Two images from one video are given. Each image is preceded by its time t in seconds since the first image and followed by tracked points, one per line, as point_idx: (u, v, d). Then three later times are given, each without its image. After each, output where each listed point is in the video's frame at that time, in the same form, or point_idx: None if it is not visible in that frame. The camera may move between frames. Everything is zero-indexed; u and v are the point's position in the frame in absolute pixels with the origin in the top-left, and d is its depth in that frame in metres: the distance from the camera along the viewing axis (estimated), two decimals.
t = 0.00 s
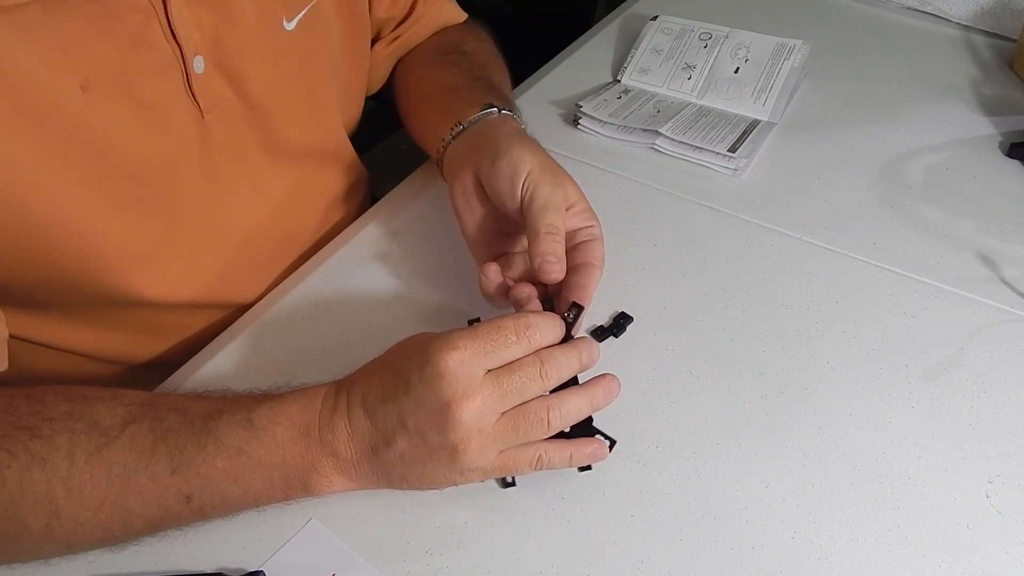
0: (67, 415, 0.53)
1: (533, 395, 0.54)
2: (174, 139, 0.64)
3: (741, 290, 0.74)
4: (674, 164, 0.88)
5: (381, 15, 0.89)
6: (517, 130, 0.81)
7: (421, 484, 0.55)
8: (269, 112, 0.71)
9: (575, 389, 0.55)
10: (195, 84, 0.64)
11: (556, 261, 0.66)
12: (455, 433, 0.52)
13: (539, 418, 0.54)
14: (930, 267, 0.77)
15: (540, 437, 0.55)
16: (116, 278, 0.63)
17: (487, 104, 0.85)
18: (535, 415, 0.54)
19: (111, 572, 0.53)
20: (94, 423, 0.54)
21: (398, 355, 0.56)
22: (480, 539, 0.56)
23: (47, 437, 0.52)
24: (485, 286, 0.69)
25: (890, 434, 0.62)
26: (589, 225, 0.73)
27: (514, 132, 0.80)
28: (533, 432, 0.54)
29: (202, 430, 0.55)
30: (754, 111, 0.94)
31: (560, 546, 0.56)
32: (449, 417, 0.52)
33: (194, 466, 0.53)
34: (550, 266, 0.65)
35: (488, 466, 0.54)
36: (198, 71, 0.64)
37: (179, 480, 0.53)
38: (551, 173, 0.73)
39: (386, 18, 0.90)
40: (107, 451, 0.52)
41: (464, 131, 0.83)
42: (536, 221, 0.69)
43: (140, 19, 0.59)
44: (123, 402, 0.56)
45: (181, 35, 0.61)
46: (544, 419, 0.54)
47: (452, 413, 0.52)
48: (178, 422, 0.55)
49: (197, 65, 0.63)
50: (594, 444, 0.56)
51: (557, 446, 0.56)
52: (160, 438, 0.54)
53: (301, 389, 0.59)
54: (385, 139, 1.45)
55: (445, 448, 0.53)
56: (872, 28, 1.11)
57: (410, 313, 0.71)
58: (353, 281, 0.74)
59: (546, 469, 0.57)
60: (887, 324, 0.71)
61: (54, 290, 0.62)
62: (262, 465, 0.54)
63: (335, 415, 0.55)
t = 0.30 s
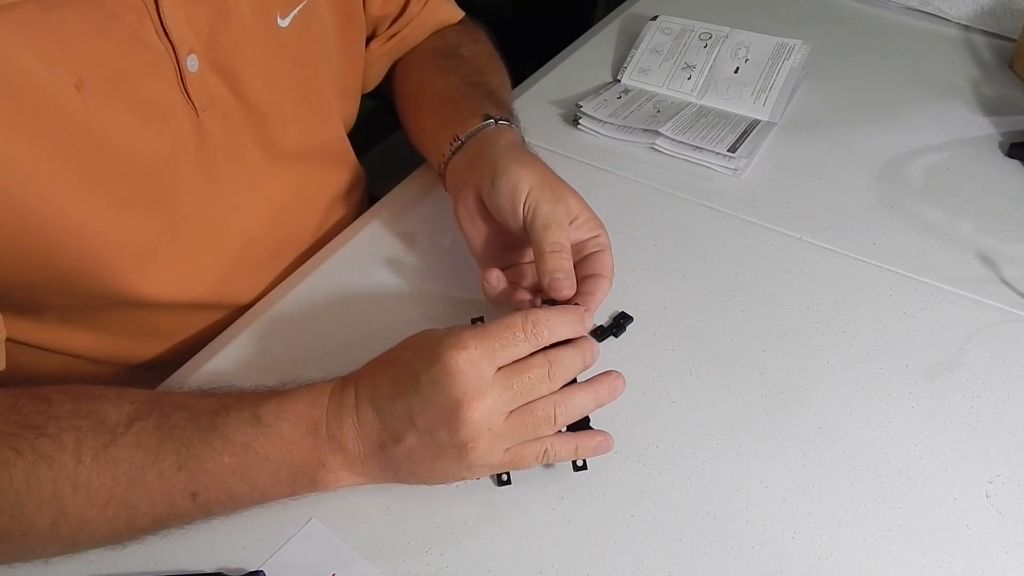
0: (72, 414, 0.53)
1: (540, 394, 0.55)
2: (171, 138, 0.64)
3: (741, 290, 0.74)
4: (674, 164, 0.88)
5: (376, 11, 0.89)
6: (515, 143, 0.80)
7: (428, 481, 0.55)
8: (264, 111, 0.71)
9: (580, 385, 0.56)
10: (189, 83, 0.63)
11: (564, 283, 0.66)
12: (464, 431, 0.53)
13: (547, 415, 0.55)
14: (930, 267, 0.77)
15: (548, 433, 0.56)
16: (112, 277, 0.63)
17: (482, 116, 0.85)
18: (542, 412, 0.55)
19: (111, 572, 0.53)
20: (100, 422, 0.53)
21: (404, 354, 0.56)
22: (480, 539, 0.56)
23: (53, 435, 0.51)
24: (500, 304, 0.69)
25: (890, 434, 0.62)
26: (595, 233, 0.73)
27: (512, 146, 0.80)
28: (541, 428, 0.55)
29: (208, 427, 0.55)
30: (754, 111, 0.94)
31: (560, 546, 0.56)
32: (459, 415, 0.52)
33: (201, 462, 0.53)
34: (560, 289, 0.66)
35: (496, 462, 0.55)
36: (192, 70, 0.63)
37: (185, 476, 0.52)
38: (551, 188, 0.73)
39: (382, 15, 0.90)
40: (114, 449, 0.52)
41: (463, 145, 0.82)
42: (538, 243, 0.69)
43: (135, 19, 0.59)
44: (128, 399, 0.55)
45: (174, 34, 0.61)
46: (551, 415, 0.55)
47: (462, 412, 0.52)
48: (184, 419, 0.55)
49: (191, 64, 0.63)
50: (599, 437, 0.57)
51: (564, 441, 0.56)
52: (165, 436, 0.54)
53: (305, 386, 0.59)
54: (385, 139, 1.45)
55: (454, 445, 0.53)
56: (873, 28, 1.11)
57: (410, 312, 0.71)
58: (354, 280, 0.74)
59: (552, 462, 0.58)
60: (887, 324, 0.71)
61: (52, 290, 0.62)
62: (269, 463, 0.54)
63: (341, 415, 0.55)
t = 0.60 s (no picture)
0: (77, 416, 0.52)
1: (546, 395, 0.55)
2: (172, 137, 0.63)
3: (741, 290, 0.74)
4: (674, 164, 0.88)
5: (374, 10, 0.89)
6: (512, 147, 0.80)
7: (435, 480, 0.55)
8: (264, 108, 0.71)
9: (585, 383, 0.56)
10: (190, 81, 0.63)
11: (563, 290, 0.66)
12: (471, 431, 0.53)
13: (552, 415, 0.55)
14: (930, 267, 0.77)
15: (554, 432, 0.56)
16: (112, 275, 0.63)
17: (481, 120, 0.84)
18: (548, 412, 0.55)
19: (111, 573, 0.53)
20: (105, 423, 0.53)
21: (407, 354, 0.56)
22: (480, 539, 0.56)
23: (58, 437, 0.51)
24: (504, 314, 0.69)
25: (891, 434, 0.62)
26: (592, 235, 0.73)
27: (509, 151, 0.79)
28: (548, 428, 0.55)
29: (213, 429, 0.54)
30: (754, 111, 0.94)
31: (561, 546, 0.56)
32: (466, 416, 0.53)
33: (205, 465, 0.53)
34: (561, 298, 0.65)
35: (502, 461, 0.55)
36: (193, 67, 0.63)
37: (190, 479, 0.52)
38: (547, 193, 0.73)
39: (380, 14, 0.90)
40: (119, 452, 0.52)
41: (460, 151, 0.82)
42: (536, 250, 0.69)
43: (133, 16, 0.59)
44: (133, 401, 0.55)
45: (174, 32, 0.61)
46: (557, 415, 0.55)
47: (468, 413, 0.53)
48: (190, 421, 0.55)
49: (191, 62, 0.63)
50: (606, 436, 0.57)
51: (570, 440, 0.56)
52: (170, 439, 0.53)
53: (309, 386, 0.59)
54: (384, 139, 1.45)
55: (460, 445, 0.53)
56: (872, 28, 1.11)
57: (411, 313, 0.71)
58: (355, 280, 0.74)
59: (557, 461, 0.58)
60: (887, 324, 0.71)
61: (52, 290, 0.62)
62: (274, 464, 0.54)
63: (347, 418, 0.55)
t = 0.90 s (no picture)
0: (80, 421, 0.52)
1: (551, 400, 0.55)
2: (175, 136, 0.64)
3: (742, 290, 0.74)
4: (674, 164, 0.88)
5: (375, 11, 0.88)
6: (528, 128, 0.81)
7: (438, 485, 0.55)
8: (267, 108, 0.71)
9: (586, 384, 0.57)
10: (193, 80, 0.63)
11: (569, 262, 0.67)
12: (472, 436, 0.53)
13: (556, 419, 0.55)
14: (930, 266, 0.77)
15: (558, 436, 0.56)
16: (115, 274, 0.63)
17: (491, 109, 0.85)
18: (551, 416, 0.55)
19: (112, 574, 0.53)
20: (107, 429, 0.53)
21: (409, 358, 0.56)
22: (480, 539, 0.56)
23: (59, 443, 0.51)
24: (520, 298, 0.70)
25: (890, 434, 0.62)
26: (604, 207, 0.73)
27: (524, 130, 0.81)
28: (551, 431, 0.55)
29: (217, 435, 0.54)
30: (754, 111, 0.94)
31: (561, 546, 0.56)
32: (467, 421, 0.53)
33: (208, 473, 0.53)
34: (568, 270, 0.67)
35: (506, 465, 0.55)
36: (197, 67, 0.63)
37: (193, 486, 0.52)
38: (552, 170, 0.74)
39: (382, 15, 0.89)
40: (121, 459, 0.52)
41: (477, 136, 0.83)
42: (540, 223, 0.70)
43: (136, 15, 0.59)
44: (135, 405, 0.55)
45: (178, 31, 0.61)
46: (561, 419, 0.55)
47: (469, 418, 0.53)
48: (192, 427, 0.54)
49: (195, 61, 0.63)
50: (611, 440, 0.57)
51: (573, 443, 0.57)
52: (173, 445, 0.53)
53: (311, 391, 0.59)
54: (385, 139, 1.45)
55: (462, 450, 0.54)
56: (873, 28, 1.11)
57: (411, 315, 0.71)
58: (357, 282, 0.74)
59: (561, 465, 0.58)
60: (888, 324, 0.71)
61: (54, 291, 0.62)
62: (276, 472, 0.54)
63: (351, 419, 0.55)
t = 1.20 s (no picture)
0: (77, 427, 0.52)
1: (551, 405, 0.55)
2: (169, 135, 0.63)
3: (742, 290, 0.74)
4: (674, 164, 0.88)
5: None
6: (533, 118, 0.83)
7: (439, 489, 0.56)
8: (261, 105, 0.71)
9: (585, 387, 0.57)
10: (186, 78, 0.63)
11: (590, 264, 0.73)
12: (472, 441, 0.53)
13: (556, 423, 0.55)
14: (930, 266, 0.77)
15: (558, 439, 0.56)
16: (110, 274, 0.63)
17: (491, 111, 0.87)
18: (551, 420, 0.55)
19: None
20: (105, 436, 0.52)
21: (408, 364, 0.56)
22: (480, 538, 0.56)
23: (57, 450, 0.51)
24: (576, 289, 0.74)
25: (891, 434, 0.62)
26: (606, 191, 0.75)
27: (528, 125, 0.82)
28: (550, 435, 0.56)
29: (215, 442, 0.54)
30: (754, 111, 0.94)
31: (561, 545, 0.56)
32: (466, 426, 0.53)
33: (207, 480, 0.53)
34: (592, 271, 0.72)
35: (507, 468, 0.55)
36: (189, 64, 0.63)
37: (193, 493, 0.52)
38: (552, 171, 0.78)
39: None
40: (120, 465, 0.51)
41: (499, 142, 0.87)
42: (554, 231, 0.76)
43: (128, 13, 0.58)
44: (134, 410, 0.55)
45: (170, 28, 0.61)
46: (561, 422, 0.55)
47: (468, 423, 0.53)
48: (191, 435, 0.54)
49: (188, 58, 0.63)
50: (611, 444, 0.57)
51: (573, 447, 0.57)
52: (172, 453, 0.53)
53: (312, 396, 0.59)
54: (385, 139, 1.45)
55: (463, 455, 0.54)
56: (873, 28, 1.11)
57: (411, 318, 0.71)
58: (357, 284, 0.74)
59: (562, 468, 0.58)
60: (888, 325, 0.71)
61: (49, 293, 0.62)
62: (277, 479, 0.54)
63: (352, 420, 0.55)
